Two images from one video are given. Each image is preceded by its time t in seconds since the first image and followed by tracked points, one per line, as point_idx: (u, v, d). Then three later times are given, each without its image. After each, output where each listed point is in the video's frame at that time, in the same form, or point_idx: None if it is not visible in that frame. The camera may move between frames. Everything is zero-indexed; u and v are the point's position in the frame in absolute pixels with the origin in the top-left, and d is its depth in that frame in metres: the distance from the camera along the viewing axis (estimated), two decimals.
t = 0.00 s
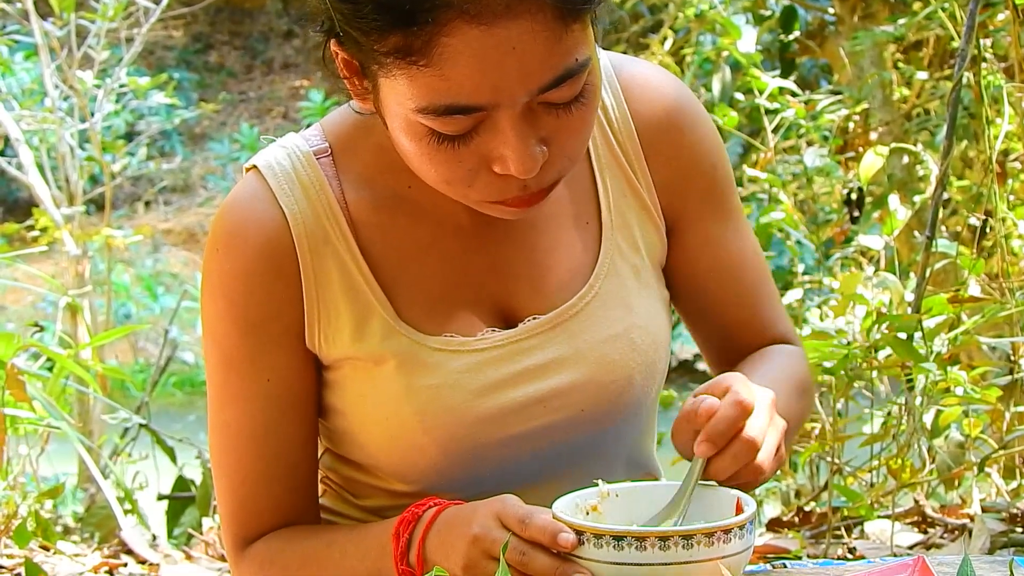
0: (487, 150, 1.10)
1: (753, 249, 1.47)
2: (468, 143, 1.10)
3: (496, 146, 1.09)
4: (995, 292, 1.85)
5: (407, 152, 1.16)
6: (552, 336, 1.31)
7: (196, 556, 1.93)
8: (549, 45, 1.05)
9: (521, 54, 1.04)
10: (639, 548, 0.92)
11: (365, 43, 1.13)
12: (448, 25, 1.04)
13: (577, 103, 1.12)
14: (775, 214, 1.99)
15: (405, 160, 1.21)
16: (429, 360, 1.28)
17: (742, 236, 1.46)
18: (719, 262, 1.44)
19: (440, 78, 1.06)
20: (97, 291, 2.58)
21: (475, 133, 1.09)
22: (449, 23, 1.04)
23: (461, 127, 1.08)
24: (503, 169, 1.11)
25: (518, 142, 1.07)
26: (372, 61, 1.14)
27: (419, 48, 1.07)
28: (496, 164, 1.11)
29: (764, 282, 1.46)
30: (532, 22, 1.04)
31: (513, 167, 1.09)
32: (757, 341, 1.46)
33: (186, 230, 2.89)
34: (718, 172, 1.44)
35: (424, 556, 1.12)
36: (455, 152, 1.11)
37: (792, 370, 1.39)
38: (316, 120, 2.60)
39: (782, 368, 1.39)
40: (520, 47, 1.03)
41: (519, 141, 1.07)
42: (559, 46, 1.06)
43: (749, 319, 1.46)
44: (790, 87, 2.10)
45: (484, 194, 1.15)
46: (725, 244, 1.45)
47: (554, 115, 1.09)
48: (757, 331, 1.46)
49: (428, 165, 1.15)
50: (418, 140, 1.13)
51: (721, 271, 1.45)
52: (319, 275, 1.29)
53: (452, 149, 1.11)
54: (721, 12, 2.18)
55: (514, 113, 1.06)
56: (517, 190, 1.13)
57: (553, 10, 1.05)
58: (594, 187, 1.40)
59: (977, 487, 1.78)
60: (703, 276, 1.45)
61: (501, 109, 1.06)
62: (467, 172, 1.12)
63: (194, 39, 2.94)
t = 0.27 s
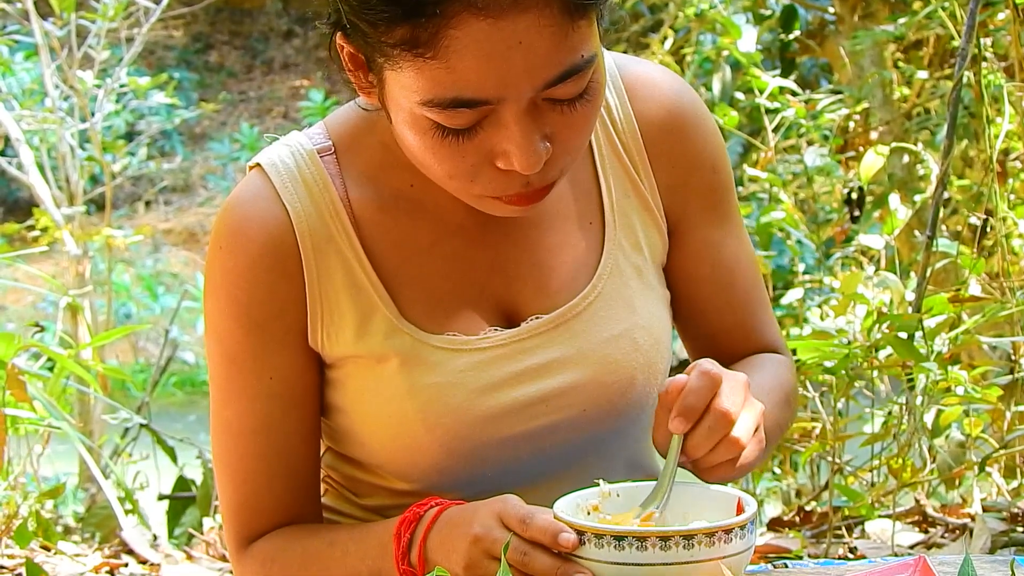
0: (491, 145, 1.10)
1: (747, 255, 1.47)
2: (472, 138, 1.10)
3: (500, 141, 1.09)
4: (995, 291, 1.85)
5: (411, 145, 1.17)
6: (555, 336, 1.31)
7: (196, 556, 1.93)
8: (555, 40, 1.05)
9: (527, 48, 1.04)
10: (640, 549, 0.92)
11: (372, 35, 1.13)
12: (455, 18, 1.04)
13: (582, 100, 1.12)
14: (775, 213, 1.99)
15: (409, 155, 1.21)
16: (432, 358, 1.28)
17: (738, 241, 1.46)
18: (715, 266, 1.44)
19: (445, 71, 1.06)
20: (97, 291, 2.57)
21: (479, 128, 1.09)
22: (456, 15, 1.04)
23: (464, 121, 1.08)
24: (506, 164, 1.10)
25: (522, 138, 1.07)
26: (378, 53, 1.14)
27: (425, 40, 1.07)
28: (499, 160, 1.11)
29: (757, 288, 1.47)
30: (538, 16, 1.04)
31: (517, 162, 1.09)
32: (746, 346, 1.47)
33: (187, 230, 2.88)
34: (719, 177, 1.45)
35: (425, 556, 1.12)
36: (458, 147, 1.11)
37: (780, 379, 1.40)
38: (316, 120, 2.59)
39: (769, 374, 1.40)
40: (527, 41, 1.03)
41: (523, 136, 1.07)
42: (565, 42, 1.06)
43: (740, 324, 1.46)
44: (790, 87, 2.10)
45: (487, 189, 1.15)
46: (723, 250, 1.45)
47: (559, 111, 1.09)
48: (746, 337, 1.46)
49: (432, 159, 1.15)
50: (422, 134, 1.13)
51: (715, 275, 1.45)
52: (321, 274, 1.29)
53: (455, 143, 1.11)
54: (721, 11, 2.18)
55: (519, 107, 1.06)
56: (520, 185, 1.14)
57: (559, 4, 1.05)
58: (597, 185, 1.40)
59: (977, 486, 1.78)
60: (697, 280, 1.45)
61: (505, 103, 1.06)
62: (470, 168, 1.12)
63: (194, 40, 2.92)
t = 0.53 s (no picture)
0: (488, 147, 1.10)
1: (742, 256, 1.47)
2: (469, 139, 1.10)
3: (497, 143, 1.09)
4: (996, 290, 1.85)
5: (408, 146, 1.17)
6: (553, 336, 1.31)
7: (197, 555, 1.94)
8: (553, 42, 1.05)
9: (524, 51, 1.04)
10: (640, 548, 0.92)
11: (369, 37, 1.13)
12: (452, 21, 1.04)
13: (580, 102, 1.12)
14: (776, 213, 1.99)
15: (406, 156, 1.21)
16: (430, 358, 1.28)
17: (734, 242, 1.46)
18: (710, 266, 1.44)
19: (443, 73, 1.06)
20: (98, 290, 2.57)
21: (477, 129, 1.09)
22: (453, 17, 1.04)
23: (461, 123, 1.08)
24: (504, 166, 1.11)
25: (519, 139, 1.07)
26: (375, 55, 1.14)
27: (423, 42, 1.07)
28: (497, 161, 1.11)
29: (751, 288, 1.47)
30: (536, 19, 1.04)
31: (514, 164, 1.09)
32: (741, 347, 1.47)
33: (188, 229, 2.88)
34: (717, 177, 1.45)
35: (425, 555, 1.12)
36: (456, 148, 1.11)
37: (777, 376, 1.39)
38: (317, 118, 2.59)
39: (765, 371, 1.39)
40: (524, 43, 1.03)
41: (521, 137, 1.07)
42: (562, 44, 1.06)
43: (735, 324, 1.46)
44: (790, 86, 2.10)
45: (483, 190, 1.15)
46: (721, 250, 1.45)
47: (556, 113, 1.09)
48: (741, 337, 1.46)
49: (429, 161, 1.15)
50: (419, 135, 1.13)
51: (710, 275, 1.45)
52: (319, 274, 1.29)
53: (452, 145, 1.11)
54: (721, 11, 2.18)
55: (516, 110, 1.06)
56: (517, 186, 1.14)
57: (558, 7, 1.05)
58: (596, 185, 1.40)
59: (978, 486, 1.78)
60: (692, 280, 1.45)
61: (503, 105, 1.06)
62: (467, 169, 1.12)
63: (195, 38, 2.94)
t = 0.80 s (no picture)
0: (485, 147, 1.10)
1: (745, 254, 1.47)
2: (466, 139, 1.10)
3: (494, 142, 1.09)
4: (996, 290, 1.85)
5: (405, 146, 1.17)
6: (554, 335, 1.31)
7: (197, 554, 1.94)
8: (549, 43, 1.05)
9: (520, 51, 1.04)
10: (639, 547, 0.92)
11: (365, 37, 1.13)
12: (449, 21, 1.04)
13: (577, 101, 1.12)
14: (776, 213, 1.99)
15: (404, 156, 1.21)
16: (430, 357, 1.28)
17: (737, 241, 1.46)
18: (713, 265, 1.44)
19: (439, 73, 1.06)
20: (98, 289, 2.57)
21: (474, 129, 1.09)
22: (450, 18, 1.04)
23: (458, 123, 1.08)
24: (501, 166, 1.11)
25: (516, 139, 1.07)
26: (372, 55, 1.14)
27: (419, 42, 1.07)
28: (494, 161, 1.11)
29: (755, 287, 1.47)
30: (532, 19, 1.04)
31: (511, 163, 1.09)
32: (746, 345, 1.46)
33: (188, 228, 2.88)
34: (719, 175, 1.45)
35: (424, 554, 1.12)
36: (453, 148, 1.11)
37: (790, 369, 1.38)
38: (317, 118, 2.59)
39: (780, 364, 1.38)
40: (521, 44, 1.03)
41: (517, 138, 1.07)
42: (559, 44, 1.06)
43: (739, 322, 1.46)
44: (791, 86, 2.10)
45: (481, 190, 1.15)
46: (724, 249, 1.45)
47: (553, 112, 1.09)
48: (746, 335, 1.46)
49: (425, 160, 1.15)
50: (416, 135, 1.13)
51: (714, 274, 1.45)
52: (320, 272, 1.29)
53: (449, 145, 1.11)
54: (722, 11, 2.18)
55: (512, 110, 1.06)
56: (514, 186, 1.14)
57: (554, 7, 1.05)
58: (596, 184, 1.40)
59: (978, 486, 1.78)
60: (695, 279, 1.45)
61: (499, 105, 1.06)
62: (465, 169, 1.12)
63: (195, 37, 2.95)
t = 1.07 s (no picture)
0: (483, 144, 1.10)
1: (767, 237, 1.44)
2: (464, 136, 1.10)
3: (492, 140, 1.09)
4: (995, 287, 1.84)
5: (404, 142, 1.17)
6: (552, 330, 1.31)
7: (196, 551, 1.95)
8: (548, 41, 1.05)
9: (519, 49, 1.03)
10: (638, 543, 0.92)
11: (365, 33, 1.13)
12: (448, 18, 1.04)
13: (576, 98, 1.12)
14: (776, 210, 1.99)
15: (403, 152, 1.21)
16: (426, 352, 1.28)
17: (755, 228, 1.44)
18: (727, 250, 1.43)
19: (438, 70, 1.06)
20: (98, 286, 2.57)
21: (472, 126, 1.09)
22: (450, 14, 1.05)
23: (457, 119, 1.08)
24: (499, 163, 1.10)
25: (514, 137, 1.07)
26: (371, 50, 1.14)
27: (418, 39, 1.07)
28: (492, 158, 1.11)
29: (783, 268, 1.43)
30: (531, 17, 1.04)
31: (509, 160, 1.09)
32: (776, 327, 1.43)
33: (187, 226, 2.88)
34: (723, 167, 1.44)
35: (423, 550, 1.12)
36: (451, 145, 1.11)
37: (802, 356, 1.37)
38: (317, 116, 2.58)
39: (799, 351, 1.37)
40: (519, 42, 1.03)
41: (515, 135, 1.07)
42: (559, 42, 1.06)
43: (765, 305, 1.43)
44: (791, 83, 2.10)
45: (479, 186, 1.15)
46: (739, 237, 1.43)
47: (552, 110, 1.09)
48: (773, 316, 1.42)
49: (424, 156, 1.15)
50: (415, 131, 1.13)
51: (733, 259, 1.43)
52: (317, 267, 1.29)
53: (447, 142, 1.11)
54: (723, 8, 2.18)
55: (510, 107, 1.06)
56: (514, 183, 1.13)
57: (553, 5, 1.05)
58: (594, 179, 1.40)
59: (977, 483, 1.78)
60: (711, 265, 1.45)
61: (497, 103, 1.06)
62: (463, 165, 1.12)
63: (195, 35, 2.94)
